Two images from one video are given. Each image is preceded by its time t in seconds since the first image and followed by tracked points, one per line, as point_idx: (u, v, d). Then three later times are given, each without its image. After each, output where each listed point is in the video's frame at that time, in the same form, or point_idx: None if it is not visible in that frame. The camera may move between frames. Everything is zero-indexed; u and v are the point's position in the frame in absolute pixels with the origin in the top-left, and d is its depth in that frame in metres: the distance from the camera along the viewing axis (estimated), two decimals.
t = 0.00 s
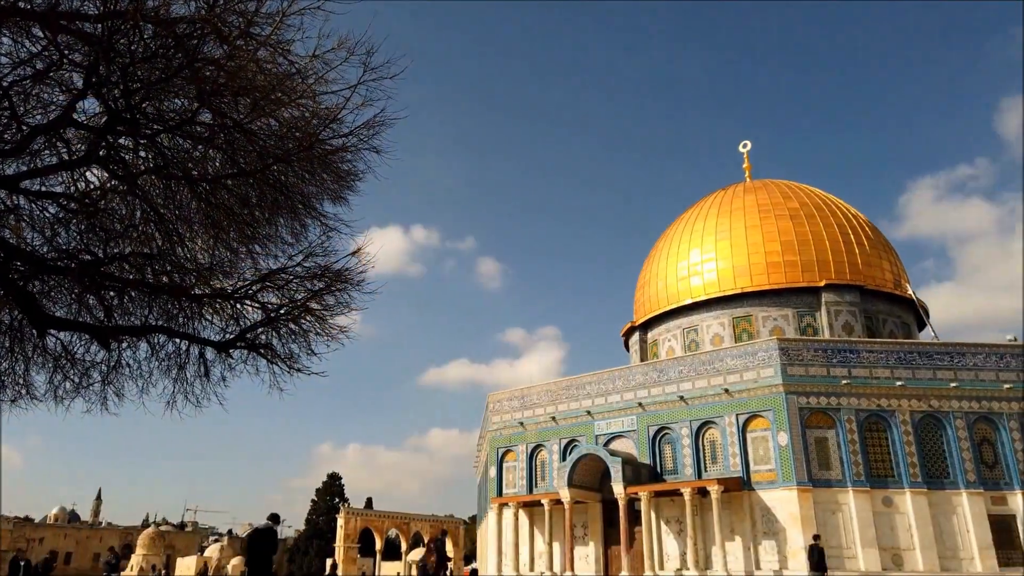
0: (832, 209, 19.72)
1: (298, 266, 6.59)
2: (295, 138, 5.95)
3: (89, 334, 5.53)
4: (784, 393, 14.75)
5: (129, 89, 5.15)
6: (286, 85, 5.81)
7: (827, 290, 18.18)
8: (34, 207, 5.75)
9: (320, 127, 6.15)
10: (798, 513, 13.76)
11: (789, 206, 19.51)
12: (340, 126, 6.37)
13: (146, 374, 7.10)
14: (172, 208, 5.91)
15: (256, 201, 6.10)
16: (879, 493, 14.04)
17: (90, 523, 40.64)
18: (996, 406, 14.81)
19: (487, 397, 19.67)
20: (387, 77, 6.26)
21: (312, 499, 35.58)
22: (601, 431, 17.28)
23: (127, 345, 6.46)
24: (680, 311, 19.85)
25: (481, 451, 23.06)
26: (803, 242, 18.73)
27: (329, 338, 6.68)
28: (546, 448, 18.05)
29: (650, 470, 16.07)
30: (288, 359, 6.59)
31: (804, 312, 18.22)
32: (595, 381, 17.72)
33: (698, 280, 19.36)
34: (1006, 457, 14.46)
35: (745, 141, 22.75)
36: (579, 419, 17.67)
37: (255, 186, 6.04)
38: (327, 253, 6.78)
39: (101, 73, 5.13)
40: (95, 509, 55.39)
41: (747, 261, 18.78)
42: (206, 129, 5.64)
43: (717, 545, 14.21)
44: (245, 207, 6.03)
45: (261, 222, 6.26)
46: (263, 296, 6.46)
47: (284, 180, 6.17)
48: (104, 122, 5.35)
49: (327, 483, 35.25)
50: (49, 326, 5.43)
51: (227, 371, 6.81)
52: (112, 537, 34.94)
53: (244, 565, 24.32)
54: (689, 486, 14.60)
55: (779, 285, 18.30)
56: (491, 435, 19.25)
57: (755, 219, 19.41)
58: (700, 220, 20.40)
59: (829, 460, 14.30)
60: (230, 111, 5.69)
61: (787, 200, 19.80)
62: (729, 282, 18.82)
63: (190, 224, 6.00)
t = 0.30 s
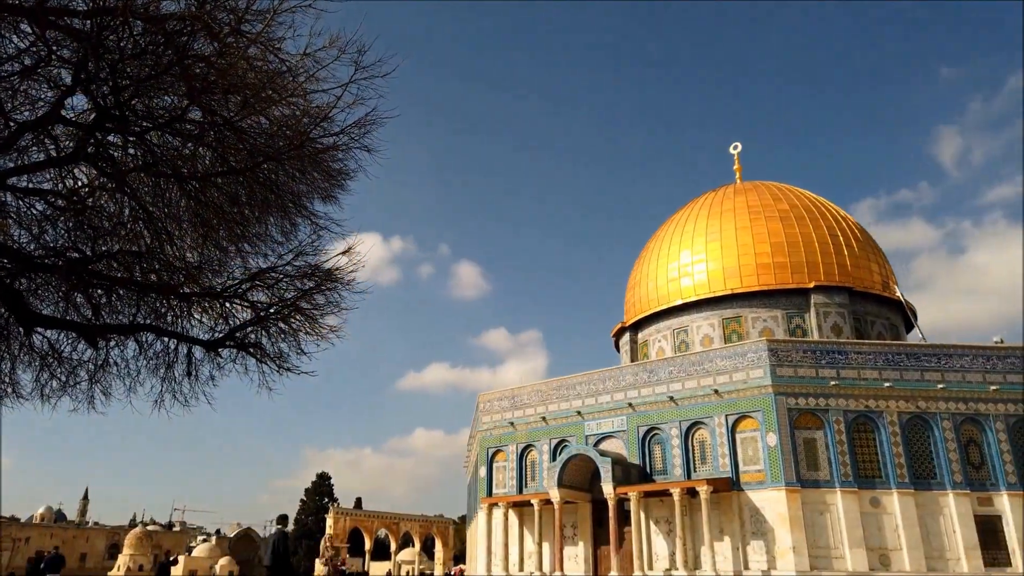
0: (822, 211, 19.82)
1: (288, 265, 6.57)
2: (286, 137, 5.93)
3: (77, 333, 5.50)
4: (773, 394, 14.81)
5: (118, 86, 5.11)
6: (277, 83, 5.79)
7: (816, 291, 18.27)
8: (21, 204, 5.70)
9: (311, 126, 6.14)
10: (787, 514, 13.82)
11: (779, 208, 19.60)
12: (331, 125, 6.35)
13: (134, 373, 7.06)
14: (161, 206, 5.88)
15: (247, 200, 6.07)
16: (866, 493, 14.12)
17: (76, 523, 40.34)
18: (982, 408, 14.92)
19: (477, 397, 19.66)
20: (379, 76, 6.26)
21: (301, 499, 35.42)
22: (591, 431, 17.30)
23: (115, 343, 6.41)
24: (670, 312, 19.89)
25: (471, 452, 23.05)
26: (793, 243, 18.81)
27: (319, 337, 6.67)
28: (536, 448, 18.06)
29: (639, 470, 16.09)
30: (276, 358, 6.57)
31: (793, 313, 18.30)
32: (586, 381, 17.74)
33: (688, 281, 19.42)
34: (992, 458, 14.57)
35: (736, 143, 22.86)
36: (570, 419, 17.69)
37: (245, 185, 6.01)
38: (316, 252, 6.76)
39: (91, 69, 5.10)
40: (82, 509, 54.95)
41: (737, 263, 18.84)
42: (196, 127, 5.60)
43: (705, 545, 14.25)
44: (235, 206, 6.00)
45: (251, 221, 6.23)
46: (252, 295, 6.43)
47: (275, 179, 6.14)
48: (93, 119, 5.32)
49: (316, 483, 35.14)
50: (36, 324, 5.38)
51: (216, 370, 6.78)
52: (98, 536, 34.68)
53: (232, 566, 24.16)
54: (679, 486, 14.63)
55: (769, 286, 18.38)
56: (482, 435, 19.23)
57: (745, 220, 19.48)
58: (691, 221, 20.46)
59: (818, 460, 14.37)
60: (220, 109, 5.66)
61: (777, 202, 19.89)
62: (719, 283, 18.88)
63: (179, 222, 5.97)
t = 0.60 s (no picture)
0: (811, 213, 19.92)
1: (278, 264, 6.55)
2: (277, 136, 5.92)
3: (65, 331, 5.46)
4: (762, 395, 14.88)
5: (108, 84, 5.08)
6: (269, 82, 5.78)
7: (806, 293, 18.37)
8: (9, 202, 5.66)
9: (302, 125, 6.13)
10: (775, 514, 13.89)
11: (769, 210, 19.69)
12: (322, 124, 6.34)
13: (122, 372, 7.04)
14: (150, 204, 5.85)
15: (237, 198, 6.05)
16: (854, 494, 14.21)
17: (64, 522, 40.08)
18: (969, 409, 15.04)
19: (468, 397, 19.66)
20: (371, 75, 6.25)
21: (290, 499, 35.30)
22: (582, 431, 17.32)
23: (103, 342, 6.38)
24: (661, 313, 19.95)
25: (461, 452, 23.04)
26: (783, 245, 18.90)
27: (309, 337, 6.65)
28: (527, 448, 18.07)
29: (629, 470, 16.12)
30: (266, 357, 6.55)
31: (782, 314, 18.38)
32: (576, 381, 17.77)
33: (679, 283, 19.47)
34: (979, 459, 14.68)
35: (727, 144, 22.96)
36: (560, 419, 17.71)
37: (235, 184, 5.99)
38: (307, 252, 6.74)
39: (80, 66, 5.07)
40: (68, 509, 54.56)
41: (728, 264, 18.91)
42: (186, 125, 5.58)
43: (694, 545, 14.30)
44: (225, 205, 5.98)
45: (241, 220, 6.21)
46: (242, 294, 6.41)
47: (265, 178, 6.12)
48: (82, 116, 5.29)
49: (305, 483, 35.04)
50: (22, 323, 5.34)
51: (205, 369, 6.76)
52: (85, 536, 34.44)
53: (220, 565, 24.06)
54: (668, 486, 14.67)
55: (759, 287, 18.47)
56: (472, 435, 19.23)
57: (736, 221, 19.56)
58: (681, 222, 20.53)
59: (806, 461, 14.44)
60: (211, 107, 5.64)
61: (767, 203, 19.98)
62: (709, 284, 18.94)
63: (169, 221, 5.95)
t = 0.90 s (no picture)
0: (801, 214, 20.01)
1: (268, 263, 6.52)
2: (267, 134, 5.90)
3: (52, 330, 5.42)
4: (752, 395, 14.94)
5: (97, 80, 5.04)
6: (259, 80, 5.76)
7: (795, 294, 18.45)
8: None
9: (292, 123, 6.12)
10: (764, 514, 13.95)
11: (759, 211, 19.77)
12: (313, 122, 6.32)
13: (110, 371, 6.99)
14: (138, 202, 5.81)
15: (227, 196, 6.02)
16: (842, 494, 14.28)
17: (50, 522, 39.71)
18: (957, 410, 15.15)
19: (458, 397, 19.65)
20: (362, 74, 6.24)
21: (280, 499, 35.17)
22: (572, 431, 17.34)
23: (90, 340, 6.33)
24: (651, 313, 19.99)
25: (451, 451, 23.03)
26: (772, 247, 18.98)
27: (299, 337, 6.63)
28: (517, 448, 18.08)
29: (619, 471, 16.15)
30: (255, 356, 6.52)
31: (772, 315, 18.46)
32: (566, 382, 17.78)
33: (669, 283, 19.52)
34: (966, 460, 14.81)
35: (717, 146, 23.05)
36: (550, 420, 17.72)
37: (225, 182, 5.95)
38: (297, 250, 6.72)
39: (68, 63, 5.03)
40: (55, 509, 54.16)
41: (718, 265, 18.97)
42: (175, 123, 5.55)
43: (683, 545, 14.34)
44: (215, 203, 5.95)
45: (230, 218, 6.18)
46: (231, 293, 6.38)
47: (255, 176, 6.09)
48: (70, 113, 5.25)
49: (295, 483, 34.94)
50: (8, 321, 5.30)
51: (194, 368, 6.72)
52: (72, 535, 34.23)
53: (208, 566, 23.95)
54: (658, 486, 14.70)
55: (748, 289, 18.54)
56: (462, 435, 19.21)
57: (726, 222, 19.63)
58: (672, 223, 20.58)
59: (795, 461, 14.51)
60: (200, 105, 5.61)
61: (757, 205, 20.07)
62: (699, 284, 18.99)
63: (157, 219, 5.91)
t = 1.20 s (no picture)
0: (791, 216, 20.11)
1: (258, 261, 6.49)
2: (257, 132, 5.89)
3: (40, 328, 5.39)
4: (741, 396, 15.00)
5: (86, 77, 5.02)
6: (250, 78, 5.74)
7: (784, 295, 18.54)
8: None
9: (283, 121, 6.11)
10: (752, 514, 14.02)
11: (749, 213, 19.86)
12: (304, 121, 6.31)
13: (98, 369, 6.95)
14: (127, 199, 5.78)
15: (217, 194, 5.99)
16: (830, 495, 14.37)
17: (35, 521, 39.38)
18: (943, 412, 15.26)
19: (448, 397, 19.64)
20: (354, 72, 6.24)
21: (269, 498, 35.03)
22: (562, 431, 17.36)
23: (79, 338, 6.29)
24: (641, 314, 20.04)
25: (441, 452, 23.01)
26: (762, 248, 19.06)
27: (289, 335, 6.61)
28: (507, 448, 18.09)
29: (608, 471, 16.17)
30: (245, 355, 6.50)
31: (761, 317, 18.54)
32: (557, 382, 17.80)
33: (659, 284, 19.57)
34: (952, 461, 14.92)
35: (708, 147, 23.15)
36: (541, 420, 17.74)
37: (215, 180, 5.93)
38: (287, 249, 6.71)
39: (57, 59, 5.00)
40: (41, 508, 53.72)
41: (708, 266, 19.03)
42: (165, 120, 5.52)
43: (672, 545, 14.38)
44: (205, 201, 5.93)
45: (220, 216, 6.15)
46: (221, 291, 6.36)
47: (245, 174, 6.07)
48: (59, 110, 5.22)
49: (284, 482, 34.81)
50: None
51: (183, 367, 6.69)
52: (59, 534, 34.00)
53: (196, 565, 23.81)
54: (647, 486, 14.74)
55: (738, 290, 18.62)
56: (452, 435, 19.20)
57: (716, 223, 19.70)
58: (663, 224, 20.64)
59: (783, 462, 14.59)
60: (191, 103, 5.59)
61: (747, 206, 20.15)
62: (689, 285, 19.05)
63: (147, 217, 5.88)
